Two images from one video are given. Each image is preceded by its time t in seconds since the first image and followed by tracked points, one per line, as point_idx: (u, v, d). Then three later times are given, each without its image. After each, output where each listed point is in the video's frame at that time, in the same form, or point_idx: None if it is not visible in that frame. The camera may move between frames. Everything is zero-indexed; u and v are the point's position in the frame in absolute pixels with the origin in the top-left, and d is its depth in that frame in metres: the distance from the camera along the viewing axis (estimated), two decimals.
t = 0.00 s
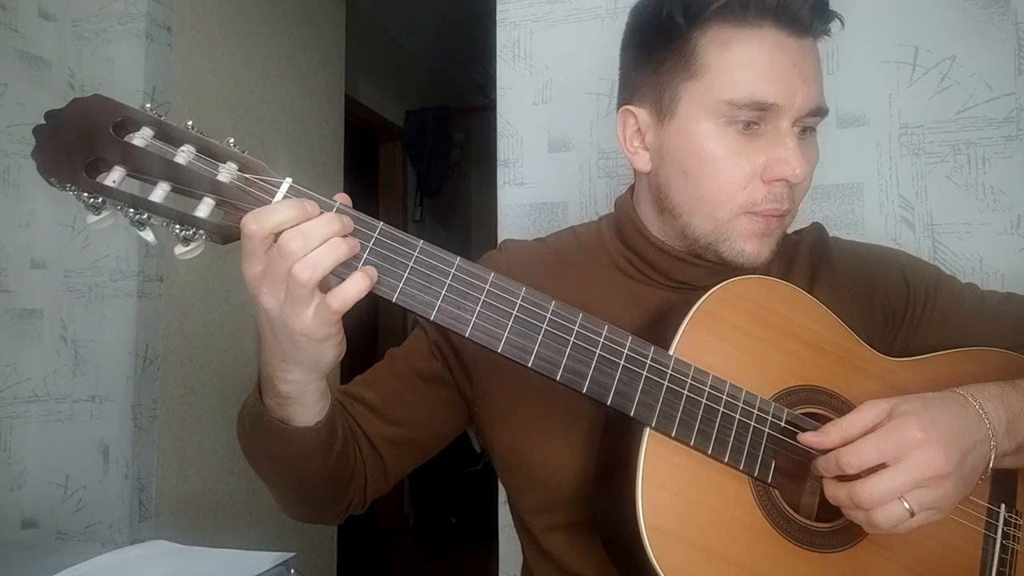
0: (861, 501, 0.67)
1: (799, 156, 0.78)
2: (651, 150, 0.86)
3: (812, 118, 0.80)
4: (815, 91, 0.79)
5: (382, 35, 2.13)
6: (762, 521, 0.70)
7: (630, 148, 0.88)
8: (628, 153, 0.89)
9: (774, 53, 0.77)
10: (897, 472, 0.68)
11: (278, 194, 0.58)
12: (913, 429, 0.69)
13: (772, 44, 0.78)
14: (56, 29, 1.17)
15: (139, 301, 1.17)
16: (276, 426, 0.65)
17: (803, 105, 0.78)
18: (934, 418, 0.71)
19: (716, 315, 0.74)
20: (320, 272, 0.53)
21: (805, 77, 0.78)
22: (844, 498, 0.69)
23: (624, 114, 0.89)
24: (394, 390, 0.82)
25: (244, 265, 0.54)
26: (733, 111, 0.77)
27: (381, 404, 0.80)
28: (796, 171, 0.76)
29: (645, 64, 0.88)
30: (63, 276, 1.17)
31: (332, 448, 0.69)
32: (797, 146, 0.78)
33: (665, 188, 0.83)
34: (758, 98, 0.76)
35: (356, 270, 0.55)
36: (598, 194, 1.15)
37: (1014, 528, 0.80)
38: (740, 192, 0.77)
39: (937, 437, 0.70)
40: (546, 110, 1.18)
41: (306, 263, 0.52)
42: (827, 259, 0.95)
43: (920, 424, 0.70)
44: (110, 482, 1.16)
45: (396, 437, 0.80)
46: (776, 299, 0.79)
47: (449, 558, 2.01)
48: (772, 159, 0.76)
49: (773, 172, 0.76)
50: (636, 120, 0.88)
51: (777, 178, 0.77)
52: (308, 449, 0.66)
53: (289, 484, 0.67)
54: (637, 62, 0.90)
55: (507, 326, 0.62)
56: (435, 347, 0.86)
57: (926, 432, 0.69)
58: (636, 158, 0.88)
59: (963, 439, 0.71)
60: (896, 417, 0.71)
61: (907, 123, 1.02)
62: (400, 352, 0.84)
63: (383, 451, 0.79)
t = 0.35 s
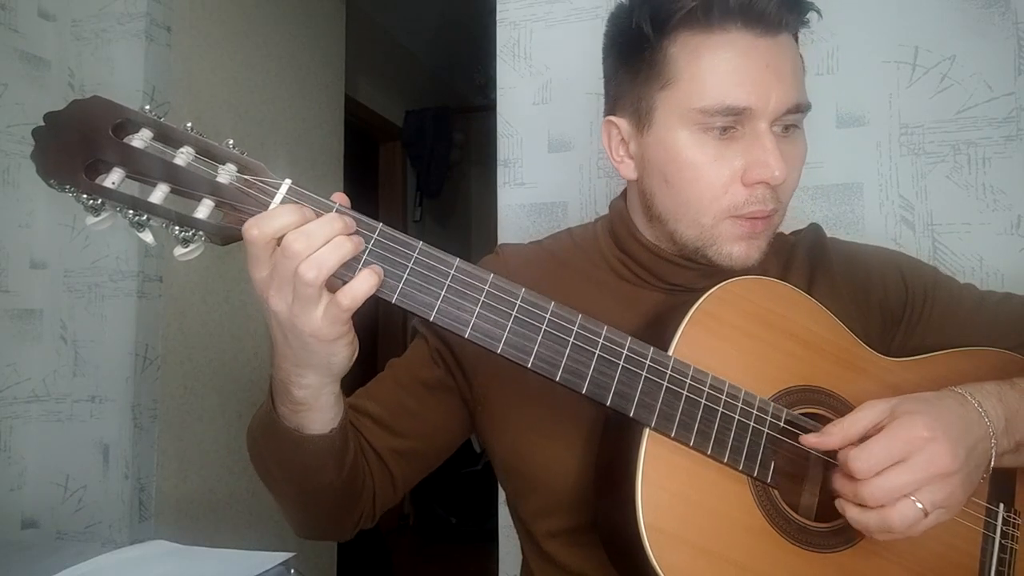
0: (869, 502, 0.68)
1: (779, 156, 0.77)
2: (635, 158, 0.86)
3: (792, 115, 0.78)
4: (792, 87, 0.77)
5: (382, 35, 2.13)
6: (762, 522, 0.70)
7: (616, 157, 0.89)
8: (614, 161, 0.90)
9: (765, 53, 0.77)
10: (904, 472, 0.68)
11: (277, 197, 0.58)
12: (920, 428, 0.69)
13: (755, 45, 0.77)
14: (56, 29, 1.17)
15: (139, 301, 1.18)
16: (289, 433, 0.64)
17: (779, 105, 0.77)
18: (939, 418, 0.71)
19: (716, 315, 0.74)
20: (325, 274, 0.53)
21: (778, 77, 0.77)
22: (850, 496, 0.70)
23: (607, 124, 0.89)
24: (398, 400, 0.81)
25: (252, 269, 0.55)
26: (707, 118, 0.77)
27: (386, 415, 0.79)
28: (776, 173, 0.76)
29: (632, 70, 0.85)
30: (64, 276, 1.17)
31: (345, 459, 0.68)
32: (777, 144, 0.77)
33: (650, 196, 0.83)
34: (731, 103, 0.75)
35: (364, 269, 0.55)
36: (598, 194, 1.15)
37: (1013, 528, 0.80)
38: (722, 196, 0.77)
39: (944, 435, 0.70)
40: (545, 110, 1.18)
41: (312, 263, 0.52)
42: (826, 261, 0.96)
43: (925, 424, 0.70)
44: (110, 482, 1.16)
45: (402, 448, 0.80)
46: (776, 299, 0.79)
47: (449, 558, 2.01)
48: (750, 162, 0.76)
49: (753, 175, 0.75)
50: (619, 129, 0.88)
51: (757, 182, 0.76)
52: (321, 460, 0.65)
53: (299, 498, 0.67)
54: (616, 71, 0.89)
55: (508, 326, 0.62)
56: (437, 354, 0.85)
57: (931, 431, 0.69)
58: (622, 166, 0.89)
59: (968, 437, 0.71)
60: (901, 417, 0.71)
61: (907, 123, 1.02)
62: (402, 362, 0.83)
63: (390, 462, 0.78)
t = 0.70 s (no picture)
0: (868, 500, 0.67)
1: (695, 172, 0.77)
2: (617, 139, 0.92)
3: (731, 136, 0.77)
4: (733, 106, 0.76)
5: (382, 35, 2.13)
6: (761, 522, 0.70)
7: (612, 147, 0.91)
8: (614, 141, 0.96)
9: (745, 60, 0.77)
10: (903, 469, 0.68)
11: (275, 202, 0.57)
12: (917, 425, 0.70)
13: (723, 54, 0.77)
14: (56, 30, 1.17)
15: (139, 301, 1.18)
16: (292, 443, 0.64)
17: (715, 116, 0.76)
18: (938, 416, 0.71)
19: (715, 317, 0.74)
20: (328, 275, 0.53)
21: (720, 90, 0.76)
22: (852, 498, 0.69)
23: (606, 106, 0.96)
24: (404, 408, 0.79)
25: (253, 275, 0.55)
26: (647, 119, 0.80)
27: (392, 424, 0.78)
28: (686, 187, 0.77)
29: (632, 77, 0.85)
30: (63, 276, 1.17)
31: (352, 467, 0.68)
32: (698, 162, 0.78)
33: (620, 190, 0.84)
34: (660, 108, 0.78)
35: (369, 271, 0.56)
36: (599, 195, 1.14)
37: (1011, 527, 0.80)
38: (638, 191, 0.81)
39: (941, 433, 0.70)
40: (545, 110, 1.18)
41: (315, 263, 0.52)
42: (824, 262, 0.97)
43: (923, 420, 0.70)
44: (110, 481, 1.17)
45: (409, 456, 0.79)
46: (773, 301, 0.79)
47: (448, 558, 2.01)
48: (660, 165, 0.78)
49: (660, 182, 0.78)
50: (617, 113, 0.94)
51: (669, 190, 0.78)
52: (328, 469, 0.65)
53: (311, 509, 0.67)
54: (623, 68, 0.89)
55: (506, 327, 0.62)
56: (440, 360, 0.83)
57: (930, 427, 0.70)
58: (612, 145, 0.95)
59: (965, 434, 0.72)
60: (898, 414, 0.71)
61: (907, 123, 1.02)
62: (405, 370, 0.82)
63: (397, 471, 0.78)
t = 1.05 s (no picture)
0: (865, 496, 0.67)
1: (677, 179, 0.74)
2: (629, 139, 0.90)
3: (717, 146, 0.73)
4: (721, 116, 0.72)
5: (382, 35, 2.13)
6: (760, 522, 0.70)
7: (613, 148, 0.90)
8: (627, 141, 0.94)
9: (743, 69, 0.75)
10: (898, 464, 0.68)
11: (278, 202, 0.57)
12: (912, 420, 0.70)
13: (716, 63, 0.74)
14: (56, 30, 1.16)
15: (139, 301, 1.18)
16: (296, 447, 0.64)
17: (707, 129, 0.72)
18: (936, 412, 0.71)
19: (716, 317, 0.74)
20: (335, 274, 0.53)
21: (708, 98, 0.73)
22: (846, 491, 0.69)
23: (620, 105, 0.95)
24: (409, 412, 0.79)
25: (259, 277, 0.55)
26: (639, 123, 0.76)
27: (396, 427, 0.78)
28: (670, 204, 0.74)
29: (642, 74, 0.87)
30: (64, 276, 1.17)
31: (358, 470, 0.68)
32: (681, 171, 0.74)
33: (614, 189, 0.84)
34: (647, 112, 0.75)
35: (380, 276, 0.56)
36: (598, 195, 1.15)
37: (1010, 526, 0.80)
38: (626, 197, 0.78)
39: (937, 428, 0.70)
40: (545, 110, 1.18)
41: (322, 264, 0.52)
42: (826, 265, 0.96)
43: (919, 416, 0.70)
44: (110, 481, 1.16)
45: (415, 458, 0.79)
46: (774, 302, 0.79)
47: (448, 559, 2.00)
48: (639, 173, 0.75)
49: (640, 189, 0.74)
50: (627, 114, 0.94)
51: (649, 199, 0.74)
52: (333, 472, 0.65)
53: (318, 515, 0.67)
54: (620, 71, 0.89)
55: (508, 327, 0.62)
56: (444, 363, 0.83)
57: (924, 424, 0.70)
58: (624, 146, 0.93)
59: (961, 429, 0.72)
60: (895, 410, 0.71)
61: (907, 123, 1.02)
62: (409, 373, 0.82)
63: (403, 473, 0.78)
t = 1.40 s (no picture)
0: (865, 503, 0.68)
1: (680, 183, 0.74)
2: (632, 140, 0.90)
3: (721, 152, 0.73)
4: (726, 121, 0.72)
5: (382, 35, 2.13)
6: (760, 521, 0.70)
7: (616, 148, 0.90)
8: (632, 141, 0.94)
9: (749, 74, 0.75)
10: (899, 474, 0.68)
11: (278, 201, 0.57)
12: (917, 429, 0.69)
13: (724, 68, 0.74)
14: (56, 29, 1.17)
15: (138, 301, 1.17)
16: (297, 448, 0.64)
17: (714, 134, 0.72)
18: (939, 419, 0.71)
19: (717, 318, 0.75)
20: (335, 274, 0.53)
21: (713, 103, 0.72)
22: (847, 501, 0.69)
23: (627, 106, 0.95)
24: (411, 414, 0.79)
25: (260, 276, 0.55)
26: (644, 125, 0.76)
27: (398, 429, 0.78)
28: (674, 209, 0.74)
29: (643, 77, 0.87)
30: (63, 276, 1.17)
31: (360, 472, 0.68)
32: (685, 174, 0.74)
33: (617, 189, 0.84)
34: (652, 115, 0.74)
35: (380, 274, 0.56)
36: (598, 195, 1.15)
37: (1010, 526, 0.80)
38: (630, 200, 0.77)
39: (940, 438, 0.70)
40: (545, 110, 1.18)
41: (323, 263, 0.52)
42: (826, 265, 0.96)
43: (921, 426, 0.70)
44: (110, 481, 1.16)
45: (418, 460, 0.79)
46: (773, 301, 0.78)
47: (448, 559, 2.00)
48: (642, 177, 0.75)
49: (644, 193, 0.74)
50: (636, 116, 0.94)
51: (653, 203, 0.74)
52: (335, 474, 0.65)
53: (322, 517, 0.67)
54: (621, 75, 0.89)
55: (508, 327, 0.62)
56: (445, 364, 0.83)
57: (927, 433, 0.69)
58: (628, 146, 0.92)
59: (963, 437, 0.72)
60: (897, 418, 0.71)
61: (907, 123, 1.02)
62: (410, 374, 0.82)
63: (406, 475, 0.78)
